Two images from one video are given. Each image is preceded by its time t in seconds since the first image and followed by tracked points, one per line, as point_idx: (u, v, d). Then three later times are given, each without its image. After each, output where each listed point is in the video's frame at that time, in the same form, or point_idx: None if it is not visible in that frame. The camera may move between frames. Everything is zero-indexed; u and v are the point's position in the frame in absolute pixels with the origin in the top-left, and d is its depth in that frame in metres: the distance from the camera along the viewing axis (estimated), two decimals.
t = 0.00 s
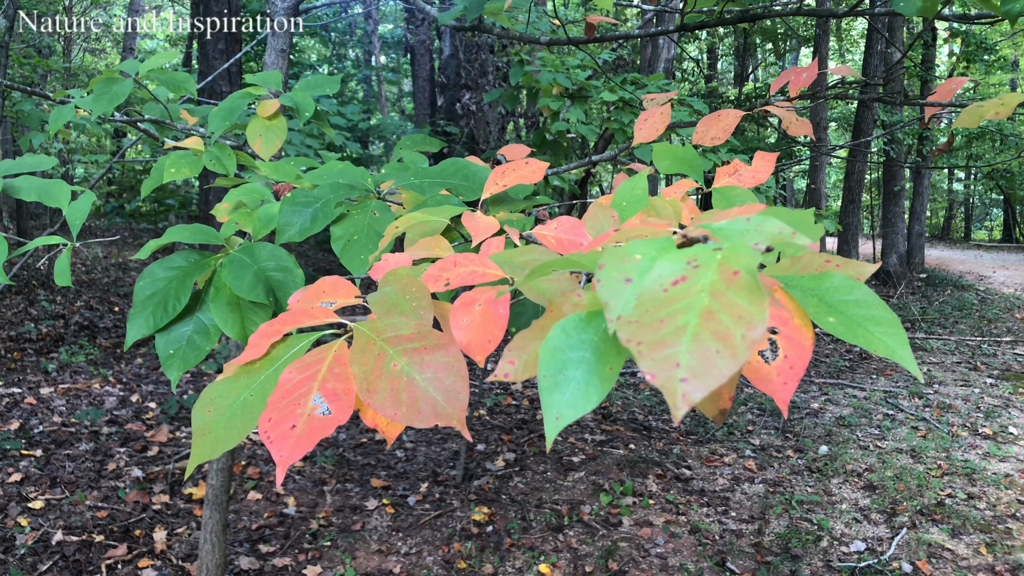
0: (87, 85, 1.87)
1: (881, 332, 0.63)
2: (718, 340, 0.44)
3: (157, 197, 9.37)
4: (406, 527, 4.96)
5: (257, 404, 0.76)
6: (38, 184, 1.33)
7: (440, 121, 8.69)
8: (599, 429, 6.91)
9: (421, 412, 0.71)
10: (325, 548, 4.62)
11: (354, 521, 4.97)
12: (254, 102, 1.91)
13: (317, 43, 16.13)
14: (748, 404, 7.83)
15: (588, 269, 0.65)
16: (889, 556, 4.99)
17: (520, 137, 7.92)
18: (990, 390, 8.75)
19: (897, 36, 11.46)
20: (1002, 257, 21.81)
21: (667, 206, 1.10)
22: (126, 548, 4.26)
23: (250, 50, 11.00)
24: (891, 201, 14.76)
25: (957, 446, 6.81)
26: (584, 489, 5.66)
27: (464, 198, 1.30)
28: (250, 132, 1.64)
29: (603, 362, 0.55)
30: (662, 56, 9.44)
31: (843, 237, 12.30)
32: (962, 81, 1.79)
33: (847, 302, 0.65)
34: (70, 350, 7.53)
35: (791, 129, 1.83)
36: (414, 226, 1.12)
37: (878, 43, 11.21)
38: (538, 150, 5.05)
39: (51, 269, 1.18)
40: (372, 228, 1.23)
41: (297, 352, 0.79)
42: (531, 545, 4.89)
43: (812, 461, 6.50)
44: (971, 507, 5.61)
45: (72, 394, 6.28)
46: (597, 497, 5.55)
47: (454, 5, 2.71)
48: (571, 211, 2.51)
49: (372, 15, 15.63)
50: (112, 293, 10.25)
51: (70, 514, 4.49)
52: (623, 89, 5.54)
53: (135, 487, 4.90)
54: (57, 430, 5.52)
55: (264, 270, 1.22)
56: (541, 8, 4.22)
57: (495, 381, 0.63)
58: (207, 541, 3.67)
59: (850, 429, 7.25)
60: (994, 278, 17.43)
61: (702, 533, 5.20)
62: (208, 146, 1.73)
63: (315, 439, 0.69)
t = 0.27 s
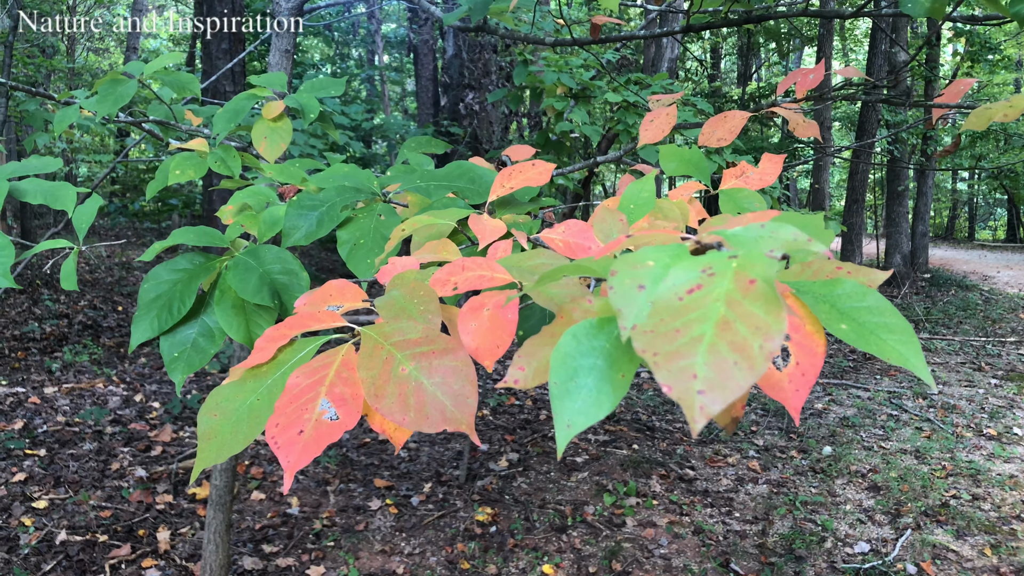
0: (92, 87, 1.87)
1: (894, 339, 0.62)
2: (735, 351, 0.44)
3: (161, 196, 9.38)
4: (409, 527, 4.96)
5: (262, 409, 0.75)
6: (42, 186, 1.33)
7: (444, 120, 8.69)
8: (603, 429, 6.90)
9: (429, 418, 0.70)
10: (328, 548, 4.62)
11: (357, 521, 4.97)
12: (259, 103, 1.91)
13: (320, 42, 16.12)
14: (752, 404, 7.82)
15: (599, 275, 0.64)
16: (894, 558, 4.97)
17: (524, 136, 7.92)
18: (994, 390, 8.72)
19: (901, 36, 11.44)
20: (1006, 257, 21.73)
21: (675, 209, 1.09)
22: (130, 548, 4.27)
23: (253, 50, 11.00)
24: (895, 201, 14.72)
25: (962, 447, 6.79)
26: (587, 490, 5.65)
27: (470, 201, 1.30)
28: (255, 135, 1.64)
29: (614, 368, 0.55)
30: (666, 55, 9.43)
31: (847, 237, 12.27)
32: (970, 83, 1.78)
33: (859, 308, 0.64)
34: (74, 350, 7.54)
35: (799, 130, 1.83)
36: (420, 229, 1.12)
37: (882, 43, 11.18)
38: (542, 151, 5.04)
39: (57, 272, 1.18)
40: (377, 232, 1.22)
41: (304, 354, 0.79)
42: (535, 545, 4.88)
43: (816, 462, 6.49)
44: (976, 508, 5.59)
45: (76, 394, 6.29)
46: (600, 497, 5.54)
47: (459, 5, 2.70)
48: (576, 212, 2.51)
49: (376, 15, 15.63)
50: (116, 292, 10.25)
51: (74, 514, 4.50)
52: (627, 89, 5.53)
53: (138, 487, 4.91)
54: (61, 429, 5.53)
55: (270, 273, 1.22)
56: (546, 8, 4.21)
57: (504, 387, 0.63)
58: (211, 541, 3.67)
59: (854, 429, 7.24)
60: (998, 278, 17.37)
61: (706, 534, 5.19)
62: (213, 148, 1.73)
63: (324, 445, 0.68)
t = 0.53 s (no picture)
0: (90, 83, 1.85)
1: (904, 337, 0.61)
2: (748, 342, 0.41)
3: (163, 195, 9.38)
4: (411, 527, 4.94)
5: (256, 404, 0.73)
6: (37, 182, 1.31)
7: (446, 119, 8.67)
8: (605, 428, 6.88)
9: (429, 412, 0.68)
10: (330, 547, 4.61)
11: (359, 521, 4.95)
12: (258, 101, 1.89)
13: (323, 42, 16.11)
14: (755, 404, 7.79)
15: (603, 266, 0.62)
16: (897, 558, 4.94)
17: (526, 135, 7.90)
18: (998, 390, 8.69)
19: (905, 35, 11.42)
20: (1010, 257, 21.66)
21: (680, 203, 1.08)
22: (131, 548, 4.26)
23: (255, 49, 10.99)
24: (898, 199, 14.68)
25: (966, 447, 6.75)
26: (590, 489, 5.63)
27: (471, 196, 1.28)
28: (254, 130, 1.62)
29: (619, 363, 0.52)
30: (668, 54, 9.42)
31: (850, 236, 12.23)
32: (978, 78, 1.75)
33: (870, 303, 0.63)
34: (76, 349, 7.53)
35: (803, 127, 1.81)
36: (421, 222, 1.10)
37: (886, 41, 11.14)
38: (544, 149, 5.02)
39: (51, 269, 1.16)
40: (377, 227, 1.20)
41: (299, 349, 0.76)
42: (537, 545, 4.86)
43: (819, 461, 6.46)
44: (980, 508, 5.56)
45: (77, 393, 6.29)
46: (603, 497, 5.52)
47: (460, 3, 2.69)
48: (577, 211, 2.48)
49: (378, 14, 15.62)
50: (118, 291, 10.25)
51: (76, 513, 4.49)
52: (629, 87, 5.51)
53: (140, 486, 4.90)
54: (62, 429, 5.52)
55: (268, 269, 1.20)
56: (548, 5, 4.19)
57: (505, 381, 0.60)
58: (212, 541, 3.66)
59: (857, 429, 7.21)
60: (1002, 277, 17.32)
61: (709, 534, 5.17)
62: (212, 144, 1.71)
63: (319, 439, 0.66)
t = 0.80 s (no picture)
0: (88, 85, 1.85)
1: (898, 334, 0.60)
2: (728, 343, 0.41)
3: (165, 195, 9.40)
4: (412, 527, 4.94)
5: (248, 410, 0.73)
6: (33, 185, 1.31)
7: (447, 119, 8.68)
8: (607, 429, 6.87)
9: (416, 417, 0.68)
10: (330, 548, 4.61)
11: (360, 522, 4.95)
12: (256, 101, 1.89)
13: (325, 42, 16.11)
14: (757, 404, 7.79)
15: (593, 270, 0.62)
16: (900, 558, 4.92)
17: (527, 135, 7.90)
18: (1001, 390, 8.66)
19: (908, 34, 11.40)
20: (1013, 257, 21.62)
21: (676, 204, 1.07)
22: (131, 548, 4.26)
23: (257, 49, 11.00)
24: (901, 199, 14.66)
25: (968, 447, 6.73)
26: (591, 489, 5.63)
27: (467, 197, 1.27)
28: (251, 132, 1.62)
29: (605, 366, 0.52)
30: (670, 54, 9.42)
31: (853, 236, 12.21)
32: (978, 78, 1.75)
33: (862, 302, 0.63)
34: (78, 349, 7.54)
35: (802, 127, 1.80)
36: (415, 225, 1.10)
37: (889, 40, 11.12)
38: (545, 150, 5.02)
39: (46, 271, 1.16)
40: (372, 228, 1.20)
41: (290, 353, 0.77)
42: (538, 546, 4.86)
43: (821, 462, 6.45)
44: (982, 509, 5.54)
45: (79, 393, 6.29)
46: (604, 498, 5.51)
47: (460, 3, 2.69)
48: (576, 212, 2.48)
49: (380, 14, 15.62)
50: (121, 292, 10.25)
51: (76, 514, 4.49)
52: (631, 87, 5.50)
53: (141, 487, 4.90)
54: (64, 429, 5.53)
55: (263, 270, 1.19)
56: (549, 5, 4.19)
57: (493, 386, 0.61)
58: (212, 542, 3.65)
59: (859, 429, 7.20)
60: (1005, 277, 17.28)
61: (710, 534, 5.16)
62: (209, 146, 1.71)
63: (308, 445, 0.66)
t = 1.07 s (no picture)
0: (86, 86, 1.85)
1: (892, 345, 0.61)
2: (721, 359, 0.41)
3: (167, 196, 9.41)
4: (413, 528, 4.94)
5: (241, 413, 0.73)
6: (30, 187, 1.32)
7: (449, 120, 8.67)
8: (609, 429, 6.87)
9: (410, 421, 0.68)
10: (331, 548, 4.61)
11: (361, 522, 4.96)
12: (254, 103, 1.89)
13: (326, 42, 16.10)
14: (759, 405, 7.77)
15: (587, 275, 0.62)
16: (902, 559, 4.89)
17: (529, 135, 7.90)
18: (1004, 390, 8.62)
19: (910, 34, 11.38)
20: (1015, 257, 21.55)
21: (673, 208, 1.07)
22: (132, 549, 4.26)
23: (259, 50, 11.02)
24: (903, 199, 14.64)
25: (971, 447, 6.71)
26: (593, 490, 5.62)
27: (464, 202, 1.27)
28: (249, 134, 1.62)
29: (599, 374, 0.52)
30: (671, 54, 9.41)
31: (855, 236, 12.19)
32: (976, 79, 1.75)
33: (858, 312, 0.63)
34: (80, 350, 7.55)
35: (801, 129, 1.80)
36: (412, 228, 1.10)
37: (892, 40, 11.10)
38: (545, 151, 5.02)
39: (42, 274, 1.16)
40: (369, 231, 1.20)
41: (283, 356, 0.76)
42: (539, 546, 4.85)
43: (822, 462, 6.43)
44: (985, 509, 5.51)
45: (81, 393, 6.30)
46: (606, 498, 5.51)
47: (459, 3, 2.69)
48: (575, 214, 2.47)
49: (381, 14, 15.62)
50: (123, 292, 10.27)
51: (78, 514, 4.50)
52: (631, 88, 5.50)
53: (142, 487, 4.91)
54: (66, 429, 5.53)
55: (260, 274, 1.20)
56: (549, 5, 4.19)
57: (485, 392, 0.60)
58: (213, 541, 3.65)
59: (861, 430, 7.17)
60: (1008, 277, 17.23)
61: (712, 535, 5.15)
62: (207, 147, 1.70)
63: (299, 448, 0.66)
